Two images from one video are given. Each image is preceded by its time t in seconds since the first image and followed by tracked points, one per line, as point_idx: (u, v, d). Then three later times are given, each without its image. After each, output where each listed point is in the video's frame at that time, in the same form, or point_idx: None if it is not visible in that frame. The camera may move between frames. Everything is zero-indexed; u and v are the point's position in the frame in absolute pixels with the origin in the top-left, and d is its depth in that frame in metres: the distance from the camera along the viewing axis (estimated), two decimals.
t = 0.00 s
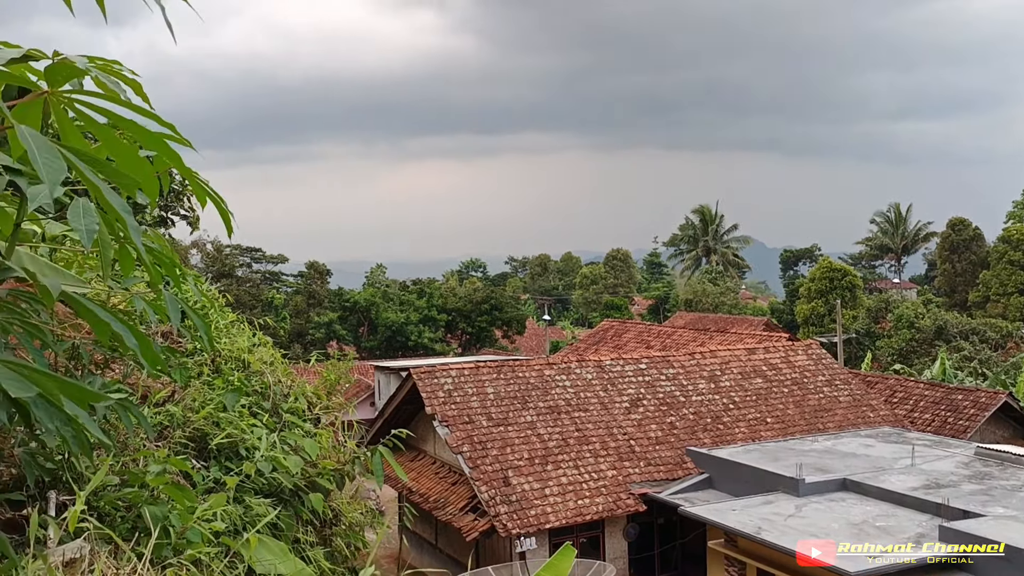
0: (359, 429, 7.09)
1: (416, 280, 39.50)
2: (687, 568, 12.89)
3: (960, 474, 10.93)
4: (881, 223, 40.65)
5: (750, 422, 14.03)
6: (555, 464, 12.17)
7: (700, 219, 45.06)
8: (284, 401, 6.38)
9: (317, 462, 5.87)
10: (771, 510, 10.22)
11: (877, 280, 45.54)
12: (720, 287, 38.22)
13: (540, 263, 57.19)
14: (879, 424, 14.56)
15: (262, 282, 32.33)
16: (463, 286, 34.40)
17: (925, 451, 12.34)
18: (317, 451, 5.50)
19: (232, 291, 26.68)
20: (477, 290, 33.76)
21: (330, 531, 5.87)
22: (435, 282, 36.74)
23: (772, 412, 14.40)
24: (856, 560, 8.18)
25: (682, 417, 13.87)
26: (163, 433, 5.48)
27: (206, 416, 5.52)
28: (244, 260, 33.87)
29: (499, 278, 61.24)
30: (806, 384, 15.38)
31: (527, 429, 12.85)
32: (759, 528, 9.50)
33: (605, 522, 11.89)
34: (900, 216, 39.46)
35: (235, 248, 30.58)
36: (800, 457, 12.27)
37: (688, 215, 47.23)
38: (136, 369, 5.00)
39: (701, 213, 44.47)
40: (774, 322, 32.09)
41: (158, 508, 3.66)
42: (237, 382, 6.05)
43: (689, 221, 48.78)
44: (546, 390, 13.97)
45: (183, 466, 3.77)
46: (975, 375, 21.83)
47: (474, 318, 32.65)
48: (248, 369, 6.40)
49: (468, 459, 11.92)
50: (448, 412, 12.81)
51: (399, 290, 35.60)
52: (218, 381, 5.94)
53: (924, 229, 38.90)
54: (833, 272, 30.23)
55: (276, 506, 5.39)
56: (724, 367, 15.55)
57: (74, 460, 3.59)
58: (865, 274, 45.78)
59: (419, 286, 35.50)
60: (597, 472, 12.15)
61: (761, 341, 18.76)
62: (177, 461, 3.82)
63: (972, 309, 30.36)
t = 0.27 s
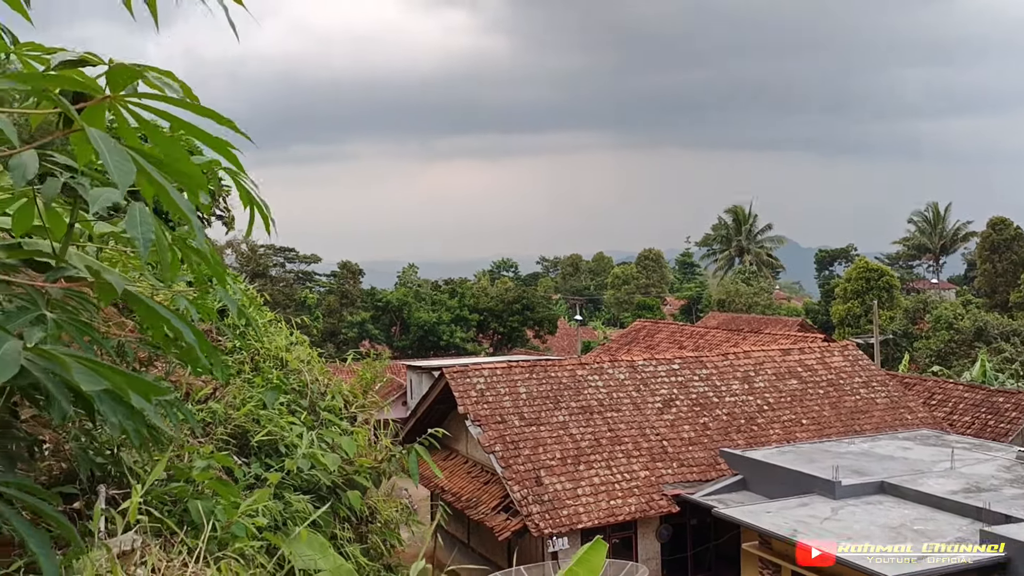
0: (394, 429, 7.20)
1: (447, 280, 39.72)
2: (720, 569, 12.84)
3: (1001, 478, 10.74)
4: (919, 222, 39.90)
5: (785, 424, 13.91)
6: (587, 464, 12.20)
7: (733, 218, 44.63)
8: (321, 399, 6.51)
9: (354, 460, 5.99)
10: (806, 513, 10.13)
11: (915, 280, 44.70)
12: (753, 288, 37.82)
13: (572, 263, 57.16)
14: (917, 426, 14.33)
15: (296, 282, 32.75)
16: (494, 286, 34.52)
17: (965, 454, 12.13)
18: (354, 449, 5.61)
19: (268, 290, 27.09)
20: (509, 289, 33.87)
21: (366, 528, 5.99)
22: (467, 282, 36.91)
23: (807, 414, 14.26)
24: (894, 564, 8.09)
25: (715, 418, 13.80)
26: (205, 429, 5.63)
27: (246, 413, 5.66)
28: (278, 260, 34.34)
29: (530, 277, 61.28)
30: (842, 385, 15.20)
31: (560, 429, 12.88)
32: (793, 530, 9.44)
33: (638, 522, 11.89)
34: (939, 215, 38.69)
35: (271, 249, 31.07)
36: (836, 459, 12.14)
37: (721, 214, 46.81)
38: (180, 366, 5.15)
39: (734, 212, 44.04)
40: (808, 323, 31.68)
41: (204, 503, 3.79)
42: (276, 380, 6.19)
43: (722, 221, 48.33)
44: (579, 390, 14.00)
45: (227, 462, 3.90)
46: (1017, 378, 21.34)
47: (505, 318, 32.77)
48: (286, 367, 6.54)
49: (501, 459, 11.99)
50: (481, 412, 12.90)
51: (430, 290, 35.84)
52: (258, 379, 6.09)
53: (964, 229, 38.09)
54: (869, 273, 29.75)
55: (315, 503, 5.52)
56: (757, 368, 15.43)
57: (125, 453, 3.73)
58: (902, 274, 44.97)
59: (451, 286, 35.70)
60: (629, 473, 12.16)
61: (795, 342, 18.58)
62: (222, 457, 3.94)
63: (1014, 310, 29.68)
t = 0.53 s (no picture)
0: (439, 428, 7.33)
1: (490, 279, 39.92)
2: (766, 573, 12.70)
3: None
4: (973, 221, 38.78)
5: (832, 426, 13.69)
6: (631, 465, 12.19)
7: (779, 218, 43.96)
8: (370, 398, 6.67)
9: (402, 458, 6.12)
10: (855, 516, 9.97)
11: (968, 280, 43.45)
12: (799, 288, 37.20)
13: (614, 263, 56.92)
14: (970, 430, 13.97)
15: (340, 281, 33.22)
16: (537, 286, 34.58)
17: (1021, 460, 11.80)
18: (403, 447, 5.74)
19: (315, 289, 27.59)
20: (551, 289, 33.92)
21: (413, 526, 6.11)
22: (509, 282, 37.04)
23: (856, 416, 14.01)
24: (946, 570, 7.94)
25: (761, 419, 13.66)
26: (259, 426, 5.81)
27: (298, 411, 5.82)
28: (323, 260, 34.88)
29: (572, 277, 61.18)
30: (892, 388, 14.90)
31: (603, 429, 12.89)
32: (842, 534, 9.30)
33: (682, 524, 11.83)
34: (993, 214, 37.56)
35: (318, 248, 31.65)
36: (886, 462, 11.91)
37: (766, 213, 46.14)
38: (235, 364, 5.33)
39: (779, 211, 43.37)
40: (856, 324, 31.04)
41: (261, 497, 3.93)
42: (327, 378, 6.36)
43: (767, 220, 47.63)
44: (622, 391, 13.99)
45: (282, 458, 4.03)
46: None
47: (547, 318, 32.83)
48: (335, 366, 6.70)
49: (544, 459, 12.05)
50: (524, 412, 12.97)
51: (473, 289, 36.07)
52: (309, 376, 6.26)
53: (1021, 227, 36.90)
54: (920, 273, 29.02)
55: (365, 500, 5.65)
56: (804, 369, 15.22)
57: (187, 449, 3.89)
58: (955, 274, 43.76)
59: (493, 285, 35.88)
60: (674, 474, 12.11)
61: (843, 343, 18.26)
62: (277, 454, 4.07)
63: None
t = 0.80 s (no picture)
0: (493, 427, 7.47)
1: (540, 279, 40.04)
2: None
3: None
4: None
5: (891, 429, 13.40)
6: (683, 467, 12.15)
7: (835, 216, 43.02)
8: (426, 396, 6.83)
9: (458, 456, 6.26)
10: (915, 522, 9.77)
11: None
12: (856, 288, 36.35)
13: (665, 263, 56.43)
14: None
15: (392, 280, 33.70)
16: (587, 285, 34.56)
17: None
18: (459, 446, 5.88)
19: (369, 288, 28.11)
20: (602, 289, 33.90)
21: (469, 523, 6.25)
22: (560, 281, 37.08)
23: (916, 419, 13.69)
24: None
25: (817, 421, 13.46)
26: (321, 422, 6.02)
27: (358, 408, 6.02)
28: (375, 260, 35.47)
29: (623, 276, 60.85)
30: (954, 391, 14.50)
31: (655, 430, 12.88)
32: (900, 539, 9.13)
33: (736, 527, 11.74)
34: None
35: (371, 248, 32.20)
36: (948, 467, 11.62)
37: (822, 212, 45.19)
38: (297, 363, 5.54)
39: (835, 210, 42.44)
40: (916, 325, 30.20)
41: (325, 493, 4.11)
42: (385, 376, 6.55)
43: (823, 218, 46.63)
44: (674, 391, 13.94)
45: (345, 455, 4.18)
46: None
47: (598, 317, 32.82)
48: (392, 364, 6.88)
49: (596, 458, 12.09)
50: (575, 411, 13.04)
51: (523, 289, 36.23)
52: (368, 374, 6.45)
53: None
54: (984, 273, 28.09)
55: (423, 497, 5.82)
56: (862, 371, 14.93)
57: (256, 444, 4.08)
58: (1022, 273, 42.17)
59: (544, 284, 35.98)
60: (727, 476, 12.04)
61: (903, 344, 17.83)
62: (340, 451, 4.23)
63: None
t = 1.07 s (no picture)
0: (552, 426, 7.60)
1: (595, 278, 40.00)
2: None
3: None
4: None
5: (959, 432, 13.04)
6: (742, 468, 12.07)
7: (899, 214, 41.77)
8: (487, 393, 7.01)
9: (519, 454, 6.41)
10: (985, 528, 9.51)
11: None
12: (921, 288, 35.26)
13: (722, 262, 55.64)
14: None
15: (448, 280, 34.10)
16: (642, 285, 34.38)
17: None
18: (520, 444, 6.03)
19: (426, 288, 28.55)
20: (657, 288, 33.72)
21: (529, 520, 6.40)
22: (614, 280, 36.95)
23: (985, 423, 13.29)
24: None
25: (880, 424, 13.19)
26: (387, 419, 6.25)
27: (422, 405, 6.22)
28: (432, 260, 35.95)
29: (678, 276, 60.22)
30: None
31: (713, 431, 12.81)
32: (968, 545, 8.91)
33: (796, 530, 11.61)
34: None
35: (428, 248, 32.68)
36: (1019, 472, 11.28)
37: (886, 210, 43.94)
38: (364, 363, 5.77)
39: (900, 208, 41.21)
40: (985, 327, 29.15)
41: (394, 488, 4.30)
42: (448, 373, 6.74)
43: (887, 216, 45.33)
44: (732, 392, 13.84)
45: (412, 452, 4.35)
46: None
47: (653, 317, 32.67)
48: (454, 362, 7.08)
49: (652, 459, 12.10)
50: (631, 411, 13.07)
51: (578, 288, 36.22)
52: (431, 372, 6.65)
53: None
54: None
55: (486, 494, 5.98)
56: (928, 373, 14.56)
57: (329, 440, 4.30)
58: None
59: (599, 284, 35.92)
60: (787, 478, 11.91)
61: (972, 345, 17.30)
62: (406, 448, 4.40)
63: None
